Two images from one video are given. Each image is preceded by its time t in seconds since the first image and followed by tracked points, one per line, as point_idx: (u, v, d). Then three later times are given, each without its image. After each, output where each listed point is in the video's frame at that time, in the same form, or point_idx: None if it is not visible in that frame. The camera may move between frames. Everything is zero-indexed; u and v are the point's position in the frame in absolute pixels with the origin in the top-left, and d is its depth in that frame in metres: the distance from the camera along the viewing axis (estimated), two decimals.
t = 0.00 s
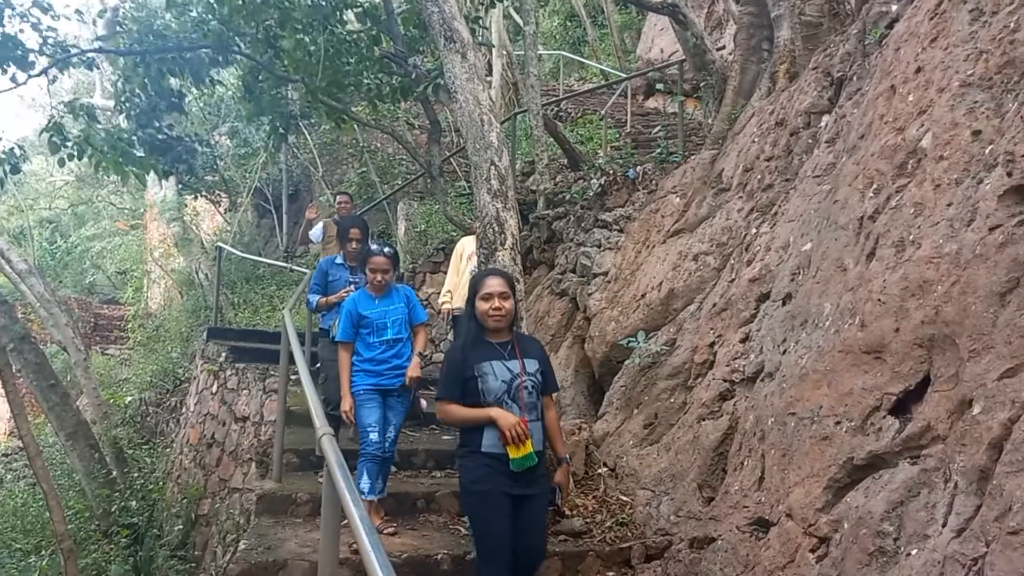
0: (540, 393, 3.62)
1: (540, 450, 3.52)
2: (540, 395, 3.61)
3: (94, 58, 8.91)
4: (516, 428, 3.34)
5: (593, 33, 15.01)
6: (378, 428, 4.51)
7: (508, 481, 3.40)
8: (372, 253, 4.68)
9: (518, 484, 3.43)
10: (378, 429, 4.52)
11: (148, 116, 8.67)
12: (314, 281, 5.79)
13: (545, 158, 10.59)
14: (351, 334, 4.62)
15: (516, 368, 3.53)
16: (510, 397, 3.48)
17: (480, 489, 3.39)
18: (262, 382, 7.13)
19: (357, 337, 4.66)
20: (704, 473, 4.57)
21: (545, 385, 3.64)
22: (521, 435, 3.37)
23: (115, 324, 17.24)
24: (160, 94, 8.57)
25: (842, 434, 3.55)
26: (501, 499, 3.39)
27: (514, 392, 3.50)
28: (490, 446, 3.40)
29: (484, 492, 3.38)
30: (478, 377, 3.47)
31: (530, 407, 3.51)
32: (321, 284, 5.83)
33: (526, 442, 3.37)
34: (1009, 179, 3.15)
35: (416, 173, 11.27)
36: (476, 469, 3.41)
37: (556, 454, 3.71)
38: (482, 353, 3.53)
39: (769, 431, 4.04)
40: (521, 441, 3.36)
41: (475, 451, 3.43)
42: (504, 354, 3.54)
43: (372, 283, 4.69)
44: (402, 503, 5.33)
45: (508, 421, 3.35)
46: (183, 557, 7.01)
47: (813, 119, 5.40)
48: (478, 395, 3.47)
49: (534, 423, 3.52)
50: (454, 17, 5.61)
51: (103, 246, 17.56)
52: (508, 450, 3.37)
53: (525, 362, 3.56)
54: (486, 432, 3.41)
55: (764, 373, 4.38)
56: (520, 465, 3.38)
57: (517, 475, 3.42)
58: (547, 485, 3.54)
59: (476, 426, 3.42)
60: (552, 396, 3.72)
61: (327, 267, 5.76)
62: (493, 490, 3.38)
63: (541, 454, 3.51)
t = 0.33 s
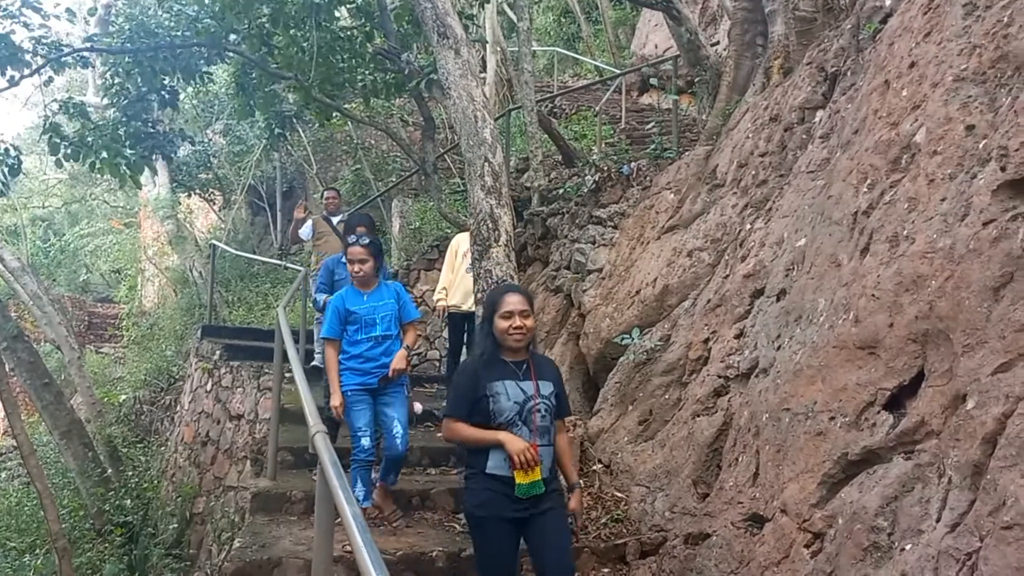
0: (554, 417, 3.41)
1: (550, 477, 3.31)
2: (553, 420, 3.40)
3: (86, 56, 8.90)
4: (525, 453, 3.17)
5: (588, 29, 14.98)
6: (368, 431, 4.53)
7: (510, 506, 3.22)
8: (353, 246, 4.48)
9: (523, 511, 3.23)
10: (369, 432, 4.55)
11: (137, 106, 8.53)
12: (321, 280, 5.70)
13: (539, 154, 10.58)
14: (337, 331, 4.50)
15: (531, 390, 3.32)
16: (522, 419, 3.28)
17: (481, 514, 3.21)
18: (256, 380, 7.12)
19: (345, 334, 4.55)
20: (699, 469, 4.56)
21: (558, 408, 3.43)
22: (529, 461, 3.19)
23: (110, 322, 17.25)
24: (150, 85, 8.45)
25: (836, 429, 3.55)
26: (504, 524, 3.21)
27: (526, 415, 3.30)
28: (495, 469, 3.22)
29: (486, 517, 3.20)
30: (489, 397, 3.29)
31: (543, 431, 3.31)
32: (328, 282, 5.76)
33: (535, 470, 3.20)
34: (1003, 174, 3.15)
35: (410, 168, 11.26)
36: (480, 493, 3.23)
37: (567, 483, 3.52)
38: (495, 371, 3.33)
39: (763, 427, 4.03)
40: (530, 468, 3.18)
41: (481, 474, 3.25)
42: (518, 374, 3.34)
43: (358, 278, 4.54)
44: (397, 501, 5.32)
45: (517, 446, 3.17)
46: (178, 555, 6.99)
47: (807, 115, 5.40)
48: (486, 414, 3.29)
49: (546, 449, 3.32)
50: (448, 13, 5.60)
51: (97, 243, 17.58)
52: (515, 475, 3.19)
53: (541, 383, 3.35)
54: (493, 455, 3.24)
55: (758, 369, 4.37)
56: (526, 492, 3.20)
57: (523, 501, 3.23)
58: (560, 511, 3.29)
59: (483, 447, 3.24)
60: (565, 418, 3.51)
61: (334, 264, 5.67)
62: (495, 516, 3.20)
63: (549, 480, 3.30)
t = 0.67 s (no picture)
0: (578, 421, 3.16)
1: (572, 484, 3.08)
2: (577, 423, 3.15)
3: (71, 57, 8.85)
4: (545, 460, 2.94)
5: (576, 24, 14.96)
6: (357, 442, 4.24)
7: (529, 515, 3.00)
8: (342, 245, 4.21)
9: (544, 520, 3.02)
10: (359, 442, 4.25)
11: (125, 109, 8.51)
12: (328, 275, 5.39)
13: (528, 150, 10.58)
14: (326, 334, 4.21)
15: (554, 392, 3.07)
16: (544, 423, 3.04)
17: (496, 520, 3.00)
18: (246, 379, 7.09)
19: (336, 338, 4.25)
20: (690, 464, 4.56)
21: (583, 413, 3.16)
22: (550, 468, 2.96)
23: (99, 322, 17.28)
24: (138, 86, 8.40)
25: (826, 422, 3.55)
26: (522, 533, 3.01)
27: (548, 419, 3.05)
28: (514, 475, 3.00)
29: (502, 522, 3.00)
30: (510, 398, 3.04)
31: (566, 435, 3.07)
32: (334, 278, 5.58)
33: (555, 477, 2.97)
34: (990, 166, 3.16)
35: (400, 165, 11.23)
36: (498, 499, 3.02)
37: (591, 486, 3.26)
38: (518, 371, 3.08)
39: (754, 421, 4.04)
40: (550, 475, 2.96)
41: (499, 479, 3.03)
42: (542, 375, 3.09)
43: (350, 280, 4.26)
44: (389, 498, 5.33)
45: (537, 452, 2.95)
46: (170, 556, 6.98)
47: (795, 109, 5.40)
48: (506, 416, 3.05)
49: (568, 455, 3.07)
50: (435, 8, 5.58)
51: (86, 243, 17.61)
52: (535, 482, 2.97)
53: (565, 385, 3.10)
54: (512, 459, 3.01)
55: (749, 363, 4.37)
56: (545, 500, 2.98)
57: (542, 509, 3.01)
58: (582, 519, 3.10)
59: (502, 451, 3.01)
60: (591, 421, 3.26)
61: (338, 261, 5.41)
62: (513, 523, 3.00)
63: (571, 488, 3.06)
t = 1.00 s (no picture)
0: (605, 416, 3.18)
1: (598, 481, 3.13)
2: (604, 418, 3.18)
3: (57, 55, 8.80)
4: (566, 460, 2.99)
5: (566, 20, 14.95)
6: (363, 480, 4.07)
7: (564, 511, 3.08)
8: (355, 269, 4.10)
9: (576, 517, 3.10)
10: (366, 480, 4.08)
11: (115, 108, 8.51)
12: (325, 272, 5.56)
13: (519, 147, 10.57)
14: (340, 364, 4.09)
15: (577, 389, 3.09)
16: (566, 421, 3.08)
17: (527, 514, 3.08)
18: (239, 378, 7.07)
19: (349, 367, 4.13)
20: (683, 459, 4.56)
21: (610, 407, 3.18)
22: (572, 469, 3.01)
23: (90, 322, 17.28)
24: (126, 85, 8.40)
25: (818, 417, 3.55)
26: (556, 529, 3.08)
27: (571, 418, 3.08)
28: (539, 472, 3.08)
29: (534, 514, 3.07)
30: (531, 396, 3.09)
31: (589, 434, 3.10)
32: (333, 275, 5.57)
33: (578, 477, 3.02)
34: (979, 160, 3.17)
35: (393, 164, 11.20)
36: (526, 494, 3.10)
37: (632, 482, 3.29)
38: (541, 370, 3.10)
39: (746, 416, 4.04)
40: (572, 475, 3.01)
41: (525, 474, 3.12)
42: (565, 374, 3.10)
43: (362, 305, 4.14)
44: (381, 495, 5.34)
45: (558, 452, 3.00)
46: (163, 556, 6.96)
47: (785, 104, 5.40)
48: (528, 415, 3.11)
49: (592, 452, 3.12)
50: (424, 5, 5.57)
51: (76, 242, 17.59)
52: (557, 481, 3.04)
53: (589, 383, 3.11)
54: (536, 457, 3.09)
55: (740, 358, 4.38)
56: (569, 499, 3.05)
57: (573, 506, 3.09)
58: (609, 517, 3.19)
59: (525, 449, 3.09)
60: (624, 415, 3.26)
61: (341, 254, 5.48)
62: (546, 518, 3.06)
63: (597, 486, 3.13)
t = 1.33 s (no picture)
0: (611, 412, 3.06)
1: (609, 482, 2.99)
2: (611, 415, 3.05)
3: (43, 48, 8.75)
4: (573, 459, 2.86)
5: (557, 13, 14.93)
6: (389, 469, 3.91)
7: (575, 521, 2.95)
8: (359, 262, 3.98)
9: (588, 525, 2.96)
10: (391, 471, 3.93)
11: (98, 97, 8.42)
12: (313, 282, 5.42)
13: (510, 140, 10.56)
14: (343, 361, 3.97)
15: (581, 385, 2.98)
16: (572, 419, 2.96)
17: (537, 525, 2.95)
18: (230, 372, 7.06)
19: (354, 362, 4.01)
20: (674, 451, 4.58)
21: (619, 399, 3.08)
22: (581, 469, 2.88)
23: (79, 319, 17.29)
24: (111, 77, 8.32)
25: (808, 407, 3.56)
26: (569, 539, 2.94)
27: (576, 416, 2.97)
28: (547, 475, 2.95)
29: (544, 525, 2.94)
30: (534, 395, 2.98)
31: (595, 431, 2.98)
32: (321, 284, 5.44)
33: (587, 476, 2.89)
34: (968, 151, 3.18)
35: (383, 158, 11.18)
36: (534, 500, 2.97)
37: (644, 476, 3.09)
38: (543, 366, 2.99)
39: (737, 408, 4.05)
40: (581, 474, 2.88)
41: (531, 479, 2.99)
42: (568, 370, 2.99)
43: (367, 299, 4.02)
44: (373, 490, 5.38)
45: (565, 452, 2.87)
46: (155, 552, 6.96)
47: (775, 96, 5.40)
48: (532, 415, 3.00)
49: (600, 450, 2.99)
50: None
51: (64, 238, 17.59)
52: (566, 482, 2.91)
53: (594, 377, 3.00)
54: (543, 459, 2.96)
55: (731, 350, 4.39)
56: (579, 501, 2.91)
57: (583, 510, 2.95)
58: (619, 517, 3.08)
59: (531, 451, 2.97)
60: (631, 410, 3.13)
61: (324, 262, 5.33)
62: (556, 528, 2.93)
63: (608, 487, 2.99)
